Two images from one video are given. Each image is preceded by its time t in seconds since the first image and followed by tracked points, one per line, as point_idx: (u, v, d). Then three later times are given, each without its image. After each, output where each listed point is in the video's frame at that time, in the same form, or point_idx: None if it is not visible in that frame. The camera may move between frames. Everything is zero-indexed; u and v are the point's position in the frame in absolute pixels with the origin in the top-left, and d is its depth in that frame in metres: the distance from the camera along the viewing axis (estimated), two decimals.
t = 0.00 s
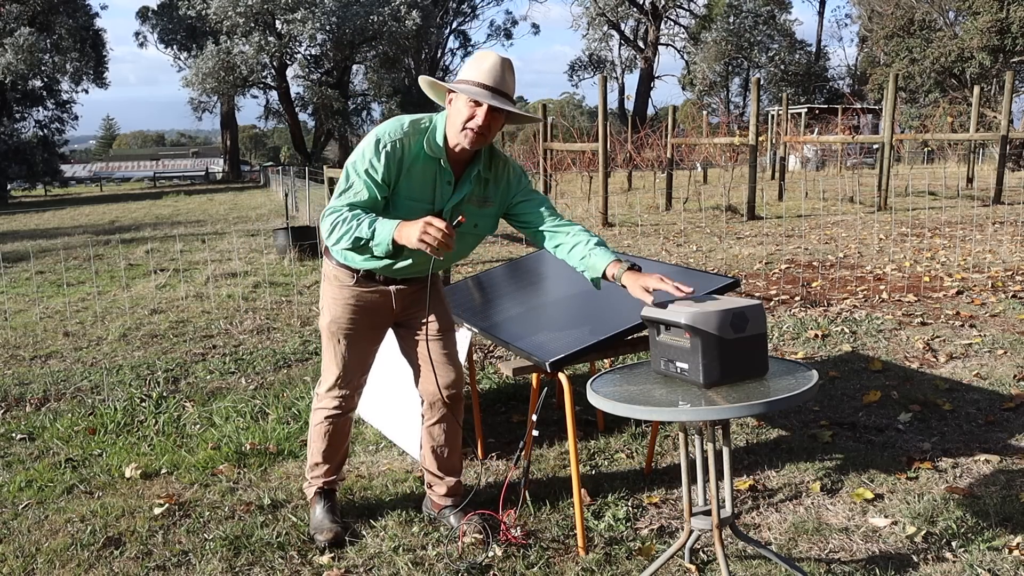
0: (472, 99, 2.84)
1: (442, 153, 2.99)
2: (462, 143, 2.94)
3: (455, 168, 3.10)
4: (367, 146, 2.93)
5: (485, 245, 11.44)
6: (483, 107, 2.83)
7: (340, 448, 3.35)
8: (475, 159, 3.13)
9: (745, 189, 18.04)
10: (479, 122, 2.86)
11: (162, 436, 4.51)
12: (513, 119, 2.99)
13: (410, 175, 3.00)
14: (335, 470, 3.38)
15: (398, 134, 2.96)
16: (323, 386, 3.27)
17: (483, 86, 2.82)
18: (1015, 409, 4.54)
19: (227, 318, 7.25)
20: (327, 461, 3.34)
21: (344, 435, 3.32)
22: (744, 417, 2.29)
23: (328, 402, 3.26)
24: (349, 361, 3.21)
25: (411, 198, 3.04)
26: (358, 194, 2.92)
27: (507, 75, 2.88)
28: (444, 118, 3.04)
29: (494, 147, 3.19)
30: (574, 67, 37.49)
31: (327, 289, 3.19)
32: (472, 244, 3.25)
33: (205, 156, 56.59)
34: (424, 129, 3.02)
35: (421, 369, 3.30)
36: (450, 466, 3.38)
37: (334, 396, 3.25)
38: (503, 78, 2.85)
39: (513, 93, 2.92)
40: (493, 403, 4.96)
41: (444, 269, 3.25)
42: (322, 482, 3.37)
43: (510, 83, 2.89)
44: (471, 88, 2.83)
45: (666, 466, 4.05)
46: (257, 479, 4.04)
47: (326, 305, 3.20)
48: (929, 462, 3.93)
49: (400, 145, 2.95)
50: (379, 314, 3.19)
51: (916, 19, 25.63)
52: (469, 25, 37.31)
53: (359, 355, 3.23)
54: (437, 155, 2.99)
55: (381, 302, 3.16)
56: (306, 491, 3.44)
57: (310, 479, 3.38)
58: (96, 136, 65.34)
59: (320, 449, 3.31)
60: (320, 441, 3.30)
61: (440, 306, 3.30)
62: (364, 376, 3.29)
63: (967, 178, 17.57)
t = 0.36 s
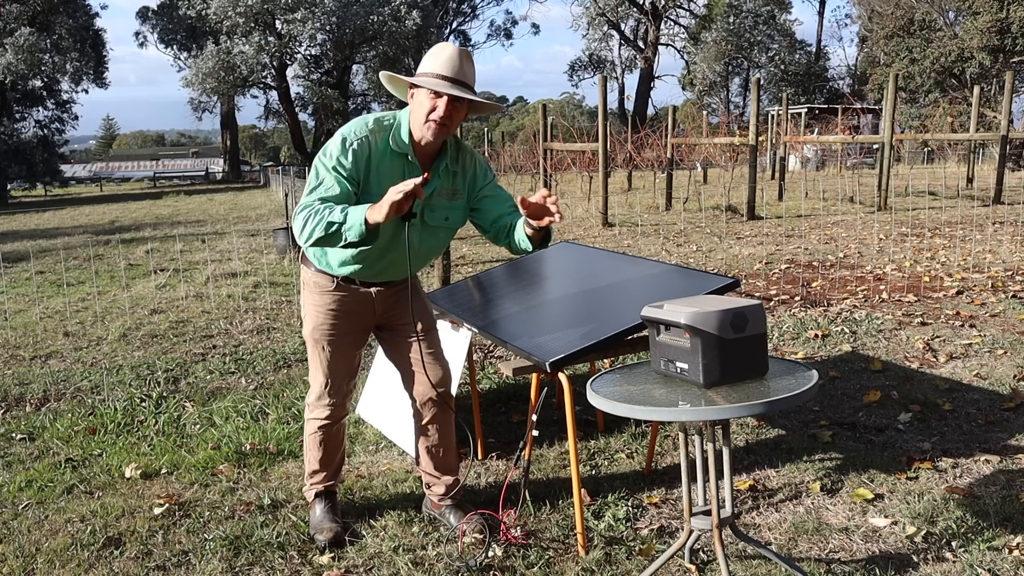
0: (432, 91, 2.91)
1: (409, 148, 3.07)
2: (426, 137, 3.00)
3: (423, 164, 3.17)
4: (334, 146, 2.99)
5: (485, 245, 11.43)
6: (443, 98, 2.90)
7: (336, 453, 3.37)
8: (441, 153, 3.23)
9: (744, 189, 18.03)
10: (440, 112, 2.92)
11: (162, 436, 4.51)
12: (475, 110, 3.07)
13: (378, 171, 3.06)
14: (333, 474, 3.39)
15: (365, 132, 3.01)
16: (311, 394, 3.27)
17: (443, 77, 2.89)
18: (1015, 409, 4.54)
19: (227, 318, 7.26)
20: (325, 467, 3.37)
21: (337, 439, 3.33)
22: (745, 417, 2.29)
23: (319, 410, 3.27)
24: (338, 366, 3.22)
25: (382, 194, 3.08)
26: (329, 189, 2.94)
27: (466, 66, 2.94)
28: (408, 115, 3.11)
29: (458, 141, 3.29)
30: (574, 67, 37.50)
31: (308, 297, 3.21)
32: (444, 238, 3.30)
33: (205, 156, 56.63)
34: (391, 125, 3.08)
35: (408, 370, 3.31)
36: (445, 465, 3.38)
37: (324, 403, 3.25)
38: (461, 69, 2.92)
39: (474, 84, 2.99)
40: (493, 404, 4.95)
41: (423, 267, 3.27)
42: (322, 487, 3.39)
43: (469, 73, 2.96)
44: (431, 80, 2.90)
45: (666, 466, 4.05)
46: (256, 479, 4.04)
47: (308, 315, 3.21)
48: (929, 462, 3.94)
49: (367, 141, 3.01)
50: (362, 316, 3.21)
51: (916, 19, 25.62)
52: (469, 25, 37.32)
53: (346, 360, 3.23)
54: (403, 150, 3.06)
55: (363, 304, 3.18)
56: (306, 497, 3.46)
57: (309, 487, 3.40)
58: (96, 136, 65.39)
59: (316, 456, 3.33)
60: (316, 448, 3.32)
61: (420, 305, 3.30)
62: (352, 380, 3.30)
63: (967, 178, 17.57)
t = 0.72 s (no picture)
0: (415, 87, 2.92)
1: (392, 144, 3.09)
2: (410, 132, 3.00)
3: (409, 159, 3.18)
4: (319, 142, 3.02)
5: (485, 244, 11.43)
6: (425, 93, 2.91)
7: (332, 454, 3.37)
8: (425, 149, 3.23)
9: (744, 189, 18.04)
10: (422, 105, 2.93)
11: (162, 437, 4.51)
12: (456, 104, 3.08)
13: (364, 166, 3.08)
14: (330, 474, 3.39)
15: (348, 127, 3.04)
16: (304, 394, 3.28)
17: (424, 71, 2.90)
18: (1015, 409, 4.53)
19: (227, 318, 7.25)
20: (322, 467, 3.36)
21: (333, 439, 3.33)
22: (745, 417, 2.29)
23: (313, 409, 3.27)
24: (330, 365, 3.22)
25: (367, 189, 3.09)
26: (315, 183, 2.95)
27: (448, 61, 2.96)
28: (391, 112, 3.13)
29: (441, 137, 3.29)
30: (574, 67, 37.51)
31: (296, 299, 3.22)
32: (428, 234, 3.31)
33: (205, 156, 56.65)
34: (374, 122, 3.11)
35: (397, 369, 3.31)
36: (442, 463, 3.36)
37: (318, 402, 3.25)
38: (442, 63, 2.93)
39: (456, 79, 3.00)
40: (493, 404, 4.95)
41: (409, 266, 3.29)
42: (321, 487, 3.39)
43: (449, 68, 2.97)
44: (413, 74, 2.92)
45: (666, 467, 4.05)
46: (256, 479, 4.04)
47: (298, 317, 3.21)
48: (929, 462, 3.94)
49: (352, 137, 3.04)
50: (350, 317, 3.21)
51: (916, 19, 25.62)
52: (469, 25, 37.34)
53: (337, 359, 3.23)
54: (386, 146, 3.08)
55: (351, 303, 3.18)
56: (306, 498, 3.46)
57: (308, 487, 3.40)
58: (96, 136, 65.42)
59: (313, 457, 3.33)
60: (312, 448, 3.31)
61: (406, 303, 3.32)
62: (344, 381, 3.30)
63: (967, 178, 17.58)
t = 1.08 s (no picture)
0: (415, 85, 2.93)
1: (394, 142, 3.09)
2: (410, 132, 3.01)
3: (409, 157, 3.18)
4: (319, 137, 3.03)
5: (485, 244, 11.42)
6: (425, 91, 2.92)
7: (333, 454, 3.37)
8: (425, 148, 3.24)
9: (744, 189, 18.04)
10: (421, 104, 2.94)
11: (162, 436, 4.51)
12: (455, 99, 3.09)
13: (364, 164, 3.09)
14: (330, 474, 3.39)
15: (350, 126, 3.06)
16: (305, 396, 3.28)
17: (423, 69, 2.90)
18: (1015, 409, 4.54)
19: (227, 318, 7.26)
20: (322, 467, 3.36)
21: (333, 440, 3.33)
22: (744, 416, 2.29)
23: (313, 410, 3.27)
24: (331, 367, 3.22)
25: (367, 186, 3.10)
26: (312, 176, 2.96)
27: (444, 58, 2.97)
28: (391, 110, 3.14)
29: (442, 134, 3.29)
30: (574, 68, 37.52)
31: (298, 299, 3.21)
32: (429, 234, 3.31)
33: (205, 156, 56.64)
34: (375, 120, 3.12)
35: (399, 369, 3.31)
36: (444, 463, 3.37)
37: (319, 403, 3.25)
38: (440, 60, 2.94)
39: (454, 75, 3.01)
40: (493, 404, 4.96)
41: (410, 267, 3.30)
42: (321, 487, 3.39)
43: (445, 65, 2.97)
44: (411, 72, 2.91)
45: (666, 466, 4.05)
46: (256, 479, 4.04)
47: (299, 316, 3.21)
48: (929, 462, 3.94)
49: (352, 135, 3.05)
50: (353, 317, 3.21)
51: (916, 19, 25.61)
52: (469, 25, 37.35)
53: (338, 360, 3.23)
54: (387, 144, 3.09)
55: (353, 303, 3.18)
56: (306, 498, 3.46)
57: (309, 488, 3.40)
58: (96, 136, 65.40)
59: (313, 457, 3.33)
60: (313, 449, 3.31)
61: (409, 303, 3.32)
62: (346, 381, 3.30)
63: (967, 178, 17.58)
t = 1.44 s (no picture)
0: (422, 85, 2.93)
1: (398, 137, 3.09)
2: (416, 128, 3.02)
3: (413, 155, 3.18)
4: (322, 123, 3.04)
5: (485, 244, 11.42)
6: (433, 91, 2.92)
7: (335, 456, 3.37)
8: (430, 144, 3.24)
9: (744, 189, 18.04)
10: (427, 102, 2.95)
11: (162, 436, 4.51)
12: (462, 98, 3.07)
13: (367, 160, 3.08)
14: (332, 474, 3.39)
15: (355, 120, 3.07)
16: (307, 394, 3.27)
17: (428, 67, 2.92)
18: (1015, 409, 4.54)
19: (227, 318, 7.26)
20: (324, 468, 3.36)
21: (335, 439, 3.33)
22: (745, 416, 2.29)
23: (315, 410, 3.27)
24: (333, 367, 3.22)
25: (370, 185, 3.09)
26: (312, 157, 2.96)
27: (448, 57, 2.98)
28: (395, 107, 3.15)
29: (448, 131, 3.29)
30: (574, 68, 37.52)
31: (301, 300, 3.20)
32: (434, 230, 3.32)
33: (205, 156, 56.66)
34: (379, 117, 3.14)
35: (402, 370, 3.31)
36: (445, 465, 3.37)
37: (320, 403, 3.25)
38: (445, 59, 2.96)
39: (458, 74, 3.02)
40: (493, 403, 4.96)
41: (412, 265, 3.29)
42: (323, 488, 3.39)
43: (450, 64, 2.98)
44: (416, 72, 2.92)
45: (666, 466, 4.05)
46: (256, 479, 4.04)
47: (301, 317, 3.20)
48: (929, 462, 3.94)
49: (356, 126, 3.07)
50: (356, 318, 3.21)
51: (916, 19, 25.62)
52: (469, 25, 37.36)
53: (340, 361, 3.23)
54: (393, 139, 3.10)
55: (356, 304, 3.18)
56: (308, 500, 3.46)
57: (311, 489, 3.40)
58: (96, 136, 65.36)
59: (314, 458, 3.33)
60: (314, 449, 3.32)
61: (412, 304, 3.32)
62: (348, 383, 3.30)
63: (967, 178, 17.57)
